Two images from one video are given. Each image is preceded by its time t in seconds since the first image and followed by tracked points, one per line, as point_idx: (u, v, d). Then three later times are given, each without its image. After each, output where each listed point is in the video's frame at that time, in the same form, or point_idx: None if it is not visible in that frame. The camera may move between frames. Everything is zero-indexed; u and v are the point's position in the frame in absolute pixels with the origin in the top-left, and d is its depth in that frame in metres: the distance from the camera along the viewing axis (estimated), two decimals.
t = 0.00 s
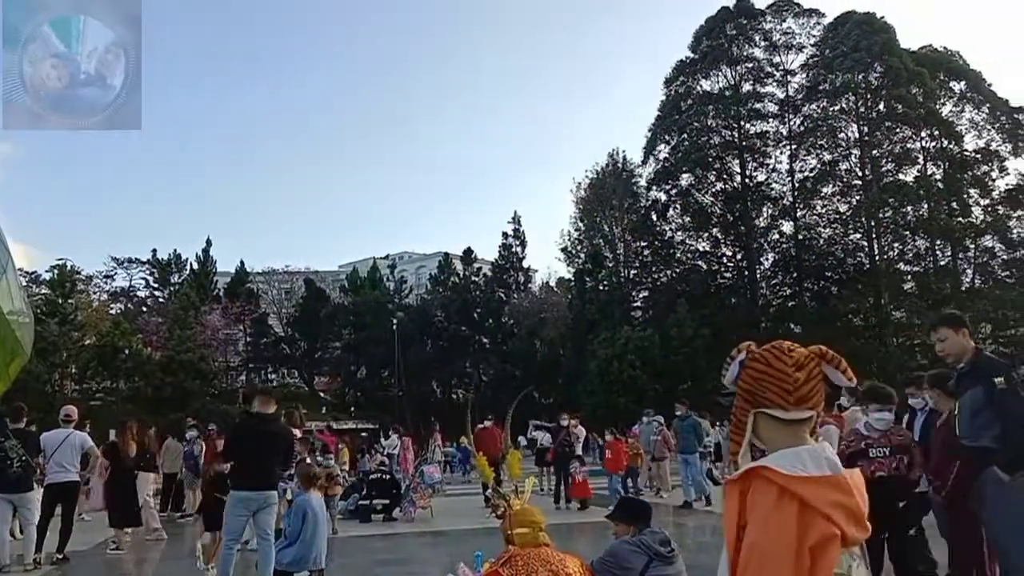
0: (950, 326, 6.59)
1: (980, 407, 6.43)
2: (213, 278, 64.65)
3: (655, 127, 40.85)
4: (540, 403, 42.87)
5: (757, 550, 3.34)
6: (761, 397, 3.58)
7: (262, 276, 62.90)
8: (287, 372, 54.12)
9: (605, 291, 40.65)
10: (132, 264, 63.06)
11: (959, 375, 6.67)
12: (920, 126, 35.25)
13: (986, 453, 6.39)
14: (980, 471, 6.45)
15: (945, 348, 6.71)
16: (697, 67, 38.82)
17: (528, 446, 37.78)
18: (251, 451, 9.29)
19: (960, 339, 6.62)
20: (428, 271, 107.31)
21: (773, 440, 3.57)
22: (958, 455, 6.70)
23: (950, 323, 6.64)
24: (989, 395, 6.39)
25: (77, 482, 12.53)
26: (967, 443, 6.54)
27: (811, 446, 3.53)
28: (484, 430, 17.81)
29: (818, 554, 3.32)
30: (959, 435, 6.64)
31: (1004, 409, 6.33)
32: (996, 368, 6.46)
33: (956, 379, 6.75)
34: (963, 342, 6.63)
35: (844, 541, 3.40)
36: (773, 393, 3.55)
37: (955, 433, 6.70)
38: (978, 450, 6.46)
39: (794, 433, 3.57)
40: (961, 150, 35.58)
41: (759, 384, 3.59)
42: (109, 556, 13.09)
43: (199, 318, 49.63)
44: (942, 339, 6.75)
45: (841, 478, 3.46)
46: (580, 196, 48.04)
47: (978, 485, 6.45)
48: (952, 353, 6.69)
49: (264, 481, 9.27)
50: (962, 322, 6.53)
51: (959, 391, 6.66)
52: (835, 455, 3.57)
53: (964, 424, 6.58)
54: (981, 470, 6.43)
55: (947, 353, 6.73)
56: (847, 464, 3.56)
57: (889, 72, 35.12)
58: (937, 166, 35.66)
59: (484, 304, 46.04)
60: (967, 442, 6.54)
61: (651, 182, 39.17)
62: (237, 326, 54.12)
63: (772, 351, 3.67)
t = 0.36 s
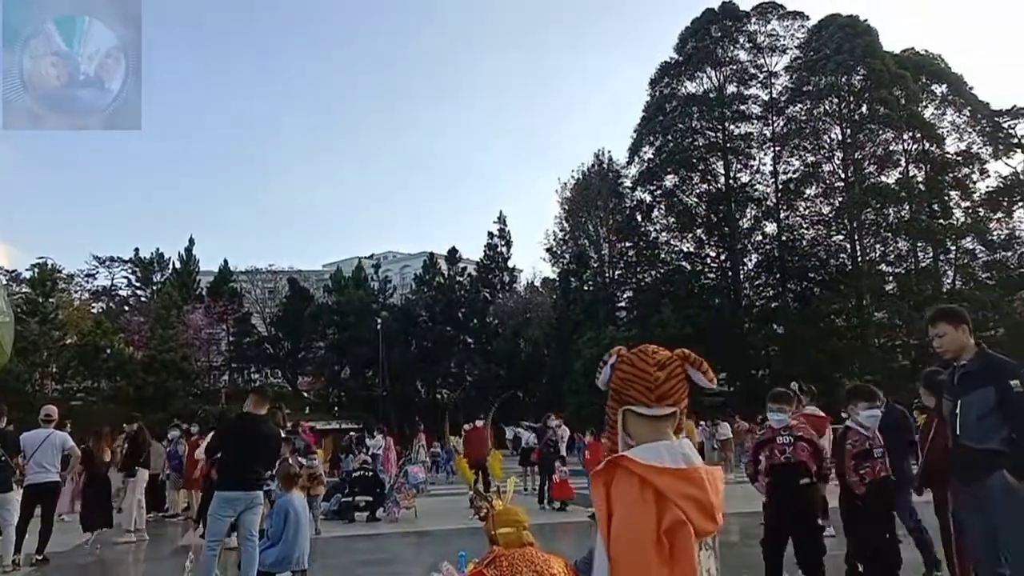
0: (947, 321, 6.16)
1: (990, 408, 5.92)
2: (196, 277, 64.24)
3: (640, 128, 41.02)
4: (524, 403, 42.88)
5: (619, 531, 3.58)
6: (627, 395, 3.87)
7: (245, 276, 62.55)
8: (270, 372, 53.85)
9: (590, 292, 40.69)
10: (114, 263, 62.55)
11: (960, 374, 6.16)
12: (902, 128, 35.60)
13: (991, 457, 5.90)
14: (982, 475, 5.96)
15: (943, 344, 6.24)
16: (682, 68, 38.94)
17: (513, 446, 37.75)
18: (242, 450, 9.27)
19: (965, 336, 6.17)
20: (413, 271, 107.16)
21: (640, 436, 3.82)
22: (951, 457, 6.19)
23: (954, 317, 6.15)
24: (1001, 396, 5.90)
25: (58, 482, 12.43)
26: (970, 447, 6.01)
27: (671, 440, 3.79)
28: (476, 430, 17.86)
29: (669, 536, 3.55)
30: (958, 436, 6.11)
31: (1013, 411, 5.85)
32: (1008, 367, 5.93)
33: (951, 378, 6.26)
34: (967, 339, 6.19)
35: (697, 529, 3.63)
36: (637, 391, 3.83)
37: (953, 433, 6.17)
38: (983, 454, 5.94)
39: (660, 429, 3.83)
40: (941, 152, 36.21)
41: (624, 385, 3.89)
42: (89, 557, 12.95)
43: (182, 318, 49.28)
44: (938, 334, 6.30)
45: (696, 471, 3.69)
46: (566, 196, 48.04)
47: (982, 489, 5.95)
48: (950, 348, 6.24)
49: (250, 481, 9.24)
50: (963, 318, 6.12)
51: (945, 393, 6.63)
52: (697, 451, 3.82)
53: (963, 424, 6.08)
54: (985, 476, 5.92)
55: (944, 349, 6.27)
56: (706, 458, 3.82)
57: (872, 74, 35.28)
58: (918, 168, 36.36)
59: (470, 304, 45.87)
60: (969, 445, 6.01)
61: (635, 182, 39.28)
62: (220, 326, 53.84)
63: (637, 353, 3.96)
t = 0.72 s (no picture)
0: (953, 316, 5.77)
1: (999, 408, 5.55)
2: (183, 276, 63.96)
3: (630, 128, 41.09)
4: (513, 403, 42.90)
5: (476, 538, 3.34)
6: (523, 403, 3.65)
7: (232, 275, 62.32)
8: (257, 372, 53.67)
9: (578, 292, 40.75)
10: (100, 262, 62.14)
11: (962, 372, 5.74)
12: (888, 130, 35.80)
13: (1001, 461, 5.47)
14: (984, 480, 5.49)
15: (947, 341, 5.81)
16: (671, 69, 39.08)
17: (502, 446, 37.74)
18: (226, 453, 9.23)
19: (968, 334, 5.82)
20: (401, 271, 107.22)
21: (526, 446, 3.64)
22: (945, 461, 5.66)
23: (961, 313, 5.80)
24: (1008, 396, 5.57)
25: (44, 482, 12.34)
26: (974, 449, 5.54)
27: (547, 449, 3.63)
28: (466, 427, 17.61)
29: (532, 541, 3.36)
30: (959, 437, 5.62)
31: (1016, 412, 5.55)
32: (1012, 369, 5.65)
33: (947, 376, 5.81)
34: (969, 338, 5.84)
35: (559, 535, 3.47)
36: (536, 401, 3.65)
37: (952, 435, 5.67)
38: (991, 457, 5.49)
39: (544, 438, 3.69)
40: (927, 153, 36.44)
41: (518, 393, 3.66)
42: (76, 558, 12.88)
43: (169, 317, 49.00)
44: (936, 331, 5.87)
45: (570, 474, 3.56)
46: (555, 197, 48.07)
47: (985, 494, 5.46)
48: (950, 346, 5.82)
49: (235, 482, 9.21)
50: (967, 313, 5.75)
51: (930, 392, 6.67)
52: (569, 455, 3.71)
53: (967, 425, 5.60)
54: (992, 480, 5.46)
55: (944, 347, 5.84)
56: (580, 463, 3.72)
57: (859, 77, 35.67)
58: (905, 170, 36.62)
59: (458, 304, 45.72)
60: (973, 448, 5.54)
61: (624, 183, 39.35)
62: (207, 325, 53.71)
63: (530, 360, 3.78)
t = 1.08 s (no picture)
0: (944, 316, 5.69)
1: (996, 413, 5.49)
2: (184, 275, 64.00)
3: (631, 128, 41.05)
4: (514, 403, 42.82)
5: (401, 528, 3.55)
6: (470, 409, 3.94)
7: (233, 275, 62.37)
8: (258, 371, 53.68)
9: (579, 292, 40.71)
10: (101, 261, 62.12)
11: (953, 376, 5.64)
12: (890, 129, 35.72)
13: (998, 466, 5.43)
14: (979, 485, 5.47)
15: (938, 343, 5.69)
16: (672, 69, 39.06)
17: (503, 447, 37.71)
18: (228, 453, 9.21)
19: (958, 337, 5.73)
20: (403, 270, 107.36)
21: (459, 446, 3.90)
22: (939, 466, 5.59)
23: (950, 315, 5.71)
24: (1003, 399, 5.50)
25: (45, 481, 12.34)
26: (971, 456, 5.48)
27: (474, 448, 3.89)
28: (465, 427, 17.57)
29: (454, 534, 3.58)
30: (956, 442, 5.55)
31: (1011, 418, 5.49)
32: (1001, 371, 5.62)
33: (938, 379, 5.70)
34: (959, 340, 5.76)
35: (481, 527, 3.69)
36: (472, 404, 3.95)
37: (946, 440, 5.59)
38: (989, 463, 5.45)
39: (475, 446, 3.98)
40: (929, 153, 36.41)
41: (465, 397, 3.93)
42: (77, 558, 12.89)
43: (169, 316, 49.03)
44: (925, 332, 5.76)
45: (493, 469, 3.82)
46: (556, 196, 48.04)
47: (982, 500, 5.44)
48: (939, 348, 5.72)
49: (237, 482, 9.19)
50: (956, 315, 5.66)
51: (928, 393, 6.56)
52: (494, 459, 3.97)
53: (963, 429, 5.53)
54: (990, 486, 5.43)
55: (934, 350, 5.73)
56: (502, 464, 3.98)
57: (860, 76, 35.61)
58: (907, 170, 36.55)
59: (459, 303, 45.66)
60: (971, 453, 5.48)
61: (626, 183, 39.31)
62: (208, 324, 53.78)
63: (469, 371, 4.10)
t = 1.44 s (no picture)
0: (910, 309, 5.71)
1: (965, 404, 5.50)
2: (193, 274, 64.23)
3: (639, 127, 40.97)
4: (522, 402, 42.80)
5: (388, 512, 4.13)
6: (387, 410, 4.66)
7: (242, 274, 62.57)
8: (266, 371, 53.85)
9: (587, 292, 40.70)
10: (110, 261, 62.36)
11: (922, 368, 5.63)
12: (898, 129, 35.63)
13: (969, 458, 5.42)
14: (953, 480, 5.42)
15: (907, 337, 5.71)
16: (680, 68, 39.02)
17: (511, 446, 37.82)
18: (239, 452, 9.27)
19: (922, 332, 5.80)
20: (411, 270, 107.42)
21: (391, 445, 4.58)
22: (910, 461, 5.54)
23: (914, 310, 5.76)
24: (973, 391, 5.53)
25: (55, 480, 12.45)
26: (944, 450, 5.46)
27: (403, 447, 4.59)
28: (470, 427, 17.61)
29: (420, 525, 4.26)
30: (928, 436, 5.51)
31: (981, 411, 5.50)
32: (965, 363, 5.64)
33: (905, 372, 5.70)
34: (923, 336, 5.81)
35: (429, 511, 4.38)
36: (393, 411, 4.71)
37: (918, 434, 5.55)
38: (961, 455, 5.43)
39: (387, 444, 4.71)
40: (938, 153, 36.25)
41: (384, 400, 4.66)
42: (87, 555, 13.00)
43: (178, 316, 49.26)
44: (893, 324, 5.75)
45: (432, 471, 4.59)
46: (564, 196, 48.02)
47: (958, 496, 5.38)
48: (907, 342, 5.73)
49: (247, 481, 9.25)
50: (920, 307, 5.71)
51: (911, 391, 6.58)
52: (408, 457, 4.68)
53: (932, 423, 5.51)
54: (965, 480, 5.40)
55: (903, 343, 5.74)
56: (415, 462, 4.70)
57: (868, 75, 35.53)
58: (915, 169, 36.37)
59: (467, 302, 45.64)
60: (941, 445, 5.45)
61: (633, 182, 39.29)
62: (217, 323, 54.04)
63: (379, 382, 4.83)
